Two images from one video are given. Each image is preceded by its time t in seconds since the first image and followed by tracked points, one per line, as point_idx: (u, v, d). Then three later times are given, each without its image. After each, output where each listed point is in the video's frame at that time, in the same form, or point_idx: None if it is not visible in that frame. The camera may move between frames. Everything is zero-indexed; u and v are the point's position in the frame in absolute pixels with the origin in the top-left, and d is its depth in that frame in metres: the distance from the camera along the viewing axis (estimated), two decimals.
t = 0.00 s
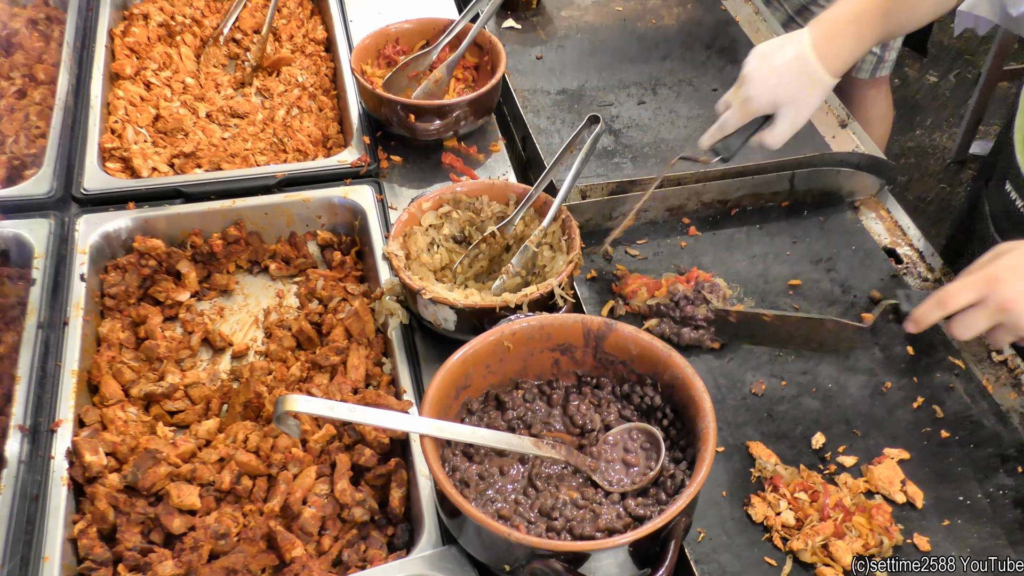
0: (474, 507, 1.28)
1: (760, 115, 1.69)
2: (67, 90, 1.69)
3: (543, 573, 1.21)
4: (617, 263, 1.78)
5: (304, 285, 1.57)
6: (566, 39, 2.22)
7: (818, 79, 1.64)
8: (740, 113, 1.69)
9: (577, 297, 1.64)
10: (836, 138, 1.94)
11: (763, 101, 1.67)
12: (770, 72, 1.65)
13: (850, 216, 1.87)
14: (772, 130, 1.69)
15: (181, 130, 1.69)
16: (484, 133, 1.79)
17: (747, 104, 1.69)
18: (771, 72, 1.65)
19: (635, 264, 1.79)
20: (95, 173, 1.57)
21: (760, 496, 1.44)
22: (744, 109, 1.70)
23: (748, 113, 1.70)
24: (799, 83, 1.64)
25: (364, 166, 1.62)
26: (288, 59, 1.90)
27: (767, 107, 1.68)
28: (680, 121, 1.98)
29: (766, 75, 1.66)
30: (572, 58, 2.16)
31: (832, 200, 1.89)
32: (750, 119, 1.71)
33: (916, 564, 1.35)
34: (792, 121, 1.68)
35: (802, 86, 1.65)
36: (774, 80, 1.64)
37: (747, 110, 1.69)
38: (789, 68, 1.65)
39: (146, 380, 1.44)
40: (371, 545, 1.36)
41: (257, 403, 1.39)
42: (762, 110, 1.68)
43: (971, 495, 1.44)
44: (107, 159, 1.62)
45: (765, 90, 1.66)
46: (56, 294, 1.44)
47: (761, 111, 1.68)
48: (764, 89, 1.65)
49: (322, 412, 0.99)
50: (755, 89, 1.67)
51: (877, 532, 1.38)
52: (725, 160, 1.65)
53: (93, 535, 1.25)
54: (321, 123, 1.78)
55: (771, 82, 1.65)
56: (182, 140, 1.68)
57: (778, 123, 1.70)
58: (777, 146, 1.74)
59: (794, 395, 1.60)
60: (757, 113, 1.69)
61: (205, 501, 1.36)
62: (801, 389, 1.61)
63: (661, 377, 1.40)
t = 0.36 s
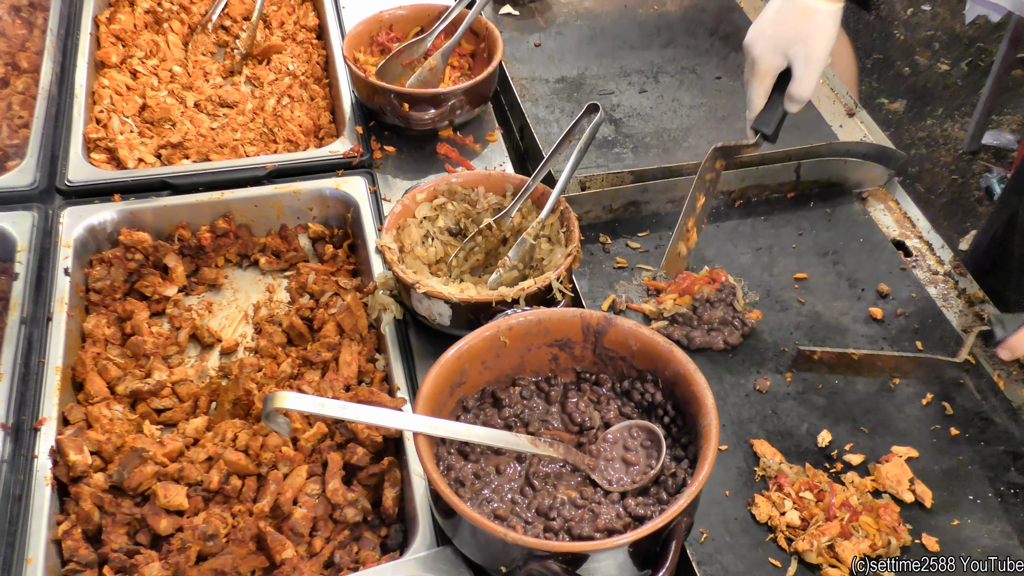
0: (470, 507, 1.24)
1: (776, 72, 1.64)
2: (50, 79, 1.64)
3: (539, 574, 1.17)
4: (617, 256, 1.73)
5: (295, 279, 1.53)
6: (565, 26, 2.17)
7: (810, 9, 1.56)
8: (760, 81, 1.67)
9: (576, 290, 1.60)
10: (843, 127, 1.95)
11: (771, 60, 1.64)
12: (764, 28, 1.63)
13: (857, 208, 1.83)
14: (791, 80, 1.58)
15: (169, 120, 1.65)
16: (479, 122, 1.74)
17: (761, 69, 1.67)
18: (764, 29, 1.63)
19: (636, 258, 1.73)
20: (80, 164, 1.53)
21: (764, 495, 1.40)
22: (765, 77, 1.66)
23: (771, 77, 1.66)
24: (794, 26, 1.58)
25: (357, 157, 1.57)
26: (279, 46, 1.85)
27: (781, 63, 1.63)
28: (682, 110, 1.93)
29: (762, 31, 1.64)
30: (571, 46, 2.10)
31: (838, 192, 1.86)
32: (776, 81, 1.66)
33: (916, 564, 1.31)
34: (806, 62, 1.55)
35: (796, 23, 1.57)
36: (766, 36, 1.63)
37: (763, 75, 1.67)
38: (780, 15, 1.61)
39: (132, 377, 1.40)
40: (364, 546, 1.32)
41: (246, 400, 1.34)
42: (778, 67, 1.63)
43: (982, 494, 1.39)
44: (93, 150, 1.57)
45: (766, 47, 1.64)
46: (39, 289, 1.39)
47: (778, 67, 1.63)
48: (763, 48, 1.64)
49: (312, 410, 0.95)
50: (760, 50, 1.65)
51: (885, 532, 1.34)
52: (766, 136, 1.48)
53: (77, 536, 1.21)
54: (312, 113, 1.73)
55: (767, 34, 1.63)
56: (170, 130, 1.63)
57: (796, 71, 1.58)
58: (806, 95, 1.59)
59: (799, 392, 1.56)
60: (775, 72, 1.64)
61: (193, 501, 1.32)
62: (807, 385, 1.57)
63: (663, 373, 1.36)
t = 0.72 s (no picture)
0: (468, 502, 1.21)
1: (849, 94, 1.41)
2: (36, 62, 1.59)
3: (540, 571, 1.13)
4: (620, 245, 1.68)
5: (288, 269, 1.48)
6: (567, 8, 2.11)
7: (898, 34, 1.30)
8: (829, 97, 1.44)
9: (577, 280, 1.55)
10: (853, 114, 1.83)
11: (844, 81, 1.40)
12: (844, 44, 1.36)
13: (868, 195, 1.78)
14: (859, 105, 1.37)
15: (159, 105, 1.59)
16: (479, 107, 1.69)
17: (831, 84, 1.42)
18: (843, 46, 1.36)
19: (640, 247, 1.68)
20: (67, 150, 1.48)
21: (771, 491, 1.35)
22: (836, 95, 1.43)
23: (844, 95, 1.42)
24: (879, 45, 1.32)
25: (352, 143, 1.53)
26: (272, 28, 1.79)
27: (852, 83, 1.40)
28: (688, 95, 1.88)
29: (839, 46, 1.38)
30: (574, 29, 2.05)
31: (849, 179, 1.80)
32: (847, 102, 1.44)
33: (916, 564, 1.27)
34: (880, 92, 1.34)
35: (881, 47, 1.31)
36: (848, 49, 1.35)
37: (833, 91, 1.43)
38: (864, 29, 1.33)
39: (121, 369, 1.36)
40: (359, 543, 1.29)
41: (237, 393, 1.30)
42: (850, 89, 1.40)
43: (996, 490, 1.35)
44: (80, 134, 1.53)
45: (843, 64, 1.38)
46: (25, 278, 1.34)
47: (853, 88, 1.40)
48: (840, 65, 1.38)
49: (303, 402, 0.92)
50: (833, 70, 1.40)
51: (896, 529, 1.29)
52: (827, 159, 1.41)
53: (64, 532, 1.17)
54: (307, 97, 1.68)
55: (845, 53, 1.36)
56: (160, 115, 1.59)
57: (867, 99, 1.37)
58: (878, 124, 1.37)
59: (808, 384, 1.51)
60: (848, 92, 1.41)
61: (183, 496, 1.28)
62: (817, 377, 1.52)
63: (668, 365, 1.31)
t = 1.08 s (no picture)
0: (462, 493, 1.17)
1: (972, 182, 1.15)
2: (13, 41, 1.54)
3: (536, 565, 1.09)
4: (618, 228, 1.63)
5: (276, 254, 1.43)
6: None
7: None
8: (948, 174, 1.16)
9: (574, 264, 1.51)
10: (860, 92, 1.87)
11: (975, 170, 1.14)
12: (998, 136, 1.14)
13: (874, 176, 1.73)
14: (977, 190, 1.11)
15: (141, 85, 1.56)
16: (472, 86, 1.64)
17: (960, 161, 1.16)
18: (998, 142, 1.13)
19: (639, 230, 1.63)
20: (46, 132, 1.43)
21: (774, 481, 1.31)
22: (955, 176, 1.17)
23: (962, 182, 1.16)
24: None
25: (341, 124, 1.48)
26: (259, 6, 1.74)
27: (982, 177, 1.15)
28: (688, 74, 1.83)
29: (992, 135, 1.15)
30: (571, 6, 1.99)
31: (855, 159, 1.75)
32: (958, 198, 1.18)
33: (916, 564, 1.23)
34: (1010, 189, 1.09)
35: None
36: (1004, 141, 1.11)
37: (957, 169, 1.16)
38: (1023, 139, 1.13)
39: (103, 358, 1.31)
40: (349, 536, 1.25)
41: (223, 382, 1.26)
42: (974, 179, 1.15)
43: (1005, 480, 1.31)
44: (60, 116, 1.48)
45: (987, 150, 1.14)
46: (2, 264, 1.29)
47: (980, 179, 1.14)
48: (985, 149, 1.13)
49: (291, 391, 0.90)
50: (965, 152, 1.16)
51: (902, 519, 1.26)
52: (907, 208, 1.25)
53: (45, 526, 1.14)
54: (294, 76, 1.63)
55: (998, 144, 1.13)
56: (142, 96, 1.54)
57: (993, 190, 1.11)
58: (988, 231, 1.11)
59: (812, 372, 1.46)
60: (970, 182, 1.15)
61: (168, 489, 1.24)
62: (821, 364, 1.47)
63: (667, 352, 1.27)
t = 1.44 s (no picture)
0: (457, 487, 1.13)
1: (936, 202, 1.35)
2: None
3: (534, 560, 1.06)
4: (619, 214, 1.58)
5: (265, 240, 1.39)
6: None
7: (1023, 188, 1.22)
8: (915, 188, 1.39)
9: (573, 251, 1.46)
10: (870, 73, 1.81)
11: (941, 191, 1.33)
12: (976, 164, 1.29)
13: (885, 159, 1.69)
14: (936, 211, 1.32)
15: (127, 66, 1.51)
16: (469, 67, 1.59)
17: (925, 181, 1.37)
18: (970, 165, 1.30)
19: (641, 216, 1.59)
20: (29, 115, 1.38)
21: (781, 474, 1.27)
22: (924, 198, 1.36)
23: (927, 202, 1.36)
24: (996, 199, 1.25)
25: (334, 106, 1.43)
26: None
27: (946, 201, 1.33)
28: (692, 54, 1.78)
29: (964, 163, 1.31)
30: None
31: (863, 141, 1.71)
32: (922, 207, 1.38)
33: (917, 564, 1.18)
34: (965, 215, 1.27)
35: (1003, 196, 1.24)
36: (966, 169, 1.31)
37: (924, 187, 1.37)
38: (994, 166, 1.27)
39: (88, 348, 1.27)
40: (342, 531, 1.21)
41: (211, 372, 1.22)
42: (937, 199, 1.34)
43: (1020, 472, 1.26)
44: (43, 98, 1.43)
45: (952, 174, 1.31)
46: None
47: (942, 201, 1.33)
48: (952, 173, 1.30)
49: (280, 382, 0.88)
50: (936, 171, 1.35)
51: (913, 513, 1.21)
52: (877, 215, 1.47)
53: (27, 521, 1.10)
54: (286, 57, 1.58)
55: (964, 169, 1.30)
56: (128, 77, 1.49)
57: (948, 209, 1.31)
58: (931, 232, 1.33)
59: (820, 361, 1.42)
60: (930, 201, 1.36)
61: (155, 482, 1.20)
62: (829, 353, 1.43)
63: (669, 340, 1.23)
